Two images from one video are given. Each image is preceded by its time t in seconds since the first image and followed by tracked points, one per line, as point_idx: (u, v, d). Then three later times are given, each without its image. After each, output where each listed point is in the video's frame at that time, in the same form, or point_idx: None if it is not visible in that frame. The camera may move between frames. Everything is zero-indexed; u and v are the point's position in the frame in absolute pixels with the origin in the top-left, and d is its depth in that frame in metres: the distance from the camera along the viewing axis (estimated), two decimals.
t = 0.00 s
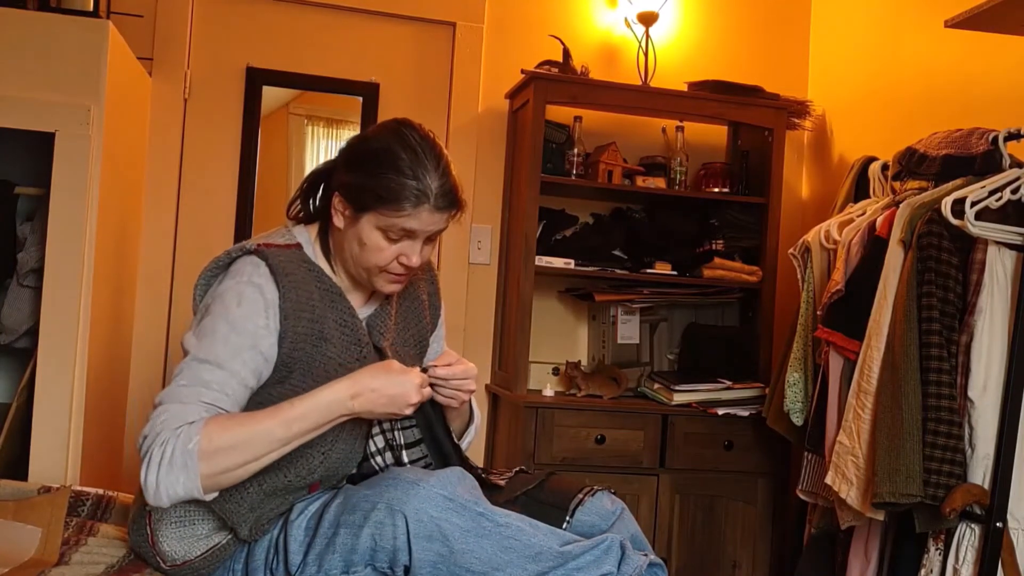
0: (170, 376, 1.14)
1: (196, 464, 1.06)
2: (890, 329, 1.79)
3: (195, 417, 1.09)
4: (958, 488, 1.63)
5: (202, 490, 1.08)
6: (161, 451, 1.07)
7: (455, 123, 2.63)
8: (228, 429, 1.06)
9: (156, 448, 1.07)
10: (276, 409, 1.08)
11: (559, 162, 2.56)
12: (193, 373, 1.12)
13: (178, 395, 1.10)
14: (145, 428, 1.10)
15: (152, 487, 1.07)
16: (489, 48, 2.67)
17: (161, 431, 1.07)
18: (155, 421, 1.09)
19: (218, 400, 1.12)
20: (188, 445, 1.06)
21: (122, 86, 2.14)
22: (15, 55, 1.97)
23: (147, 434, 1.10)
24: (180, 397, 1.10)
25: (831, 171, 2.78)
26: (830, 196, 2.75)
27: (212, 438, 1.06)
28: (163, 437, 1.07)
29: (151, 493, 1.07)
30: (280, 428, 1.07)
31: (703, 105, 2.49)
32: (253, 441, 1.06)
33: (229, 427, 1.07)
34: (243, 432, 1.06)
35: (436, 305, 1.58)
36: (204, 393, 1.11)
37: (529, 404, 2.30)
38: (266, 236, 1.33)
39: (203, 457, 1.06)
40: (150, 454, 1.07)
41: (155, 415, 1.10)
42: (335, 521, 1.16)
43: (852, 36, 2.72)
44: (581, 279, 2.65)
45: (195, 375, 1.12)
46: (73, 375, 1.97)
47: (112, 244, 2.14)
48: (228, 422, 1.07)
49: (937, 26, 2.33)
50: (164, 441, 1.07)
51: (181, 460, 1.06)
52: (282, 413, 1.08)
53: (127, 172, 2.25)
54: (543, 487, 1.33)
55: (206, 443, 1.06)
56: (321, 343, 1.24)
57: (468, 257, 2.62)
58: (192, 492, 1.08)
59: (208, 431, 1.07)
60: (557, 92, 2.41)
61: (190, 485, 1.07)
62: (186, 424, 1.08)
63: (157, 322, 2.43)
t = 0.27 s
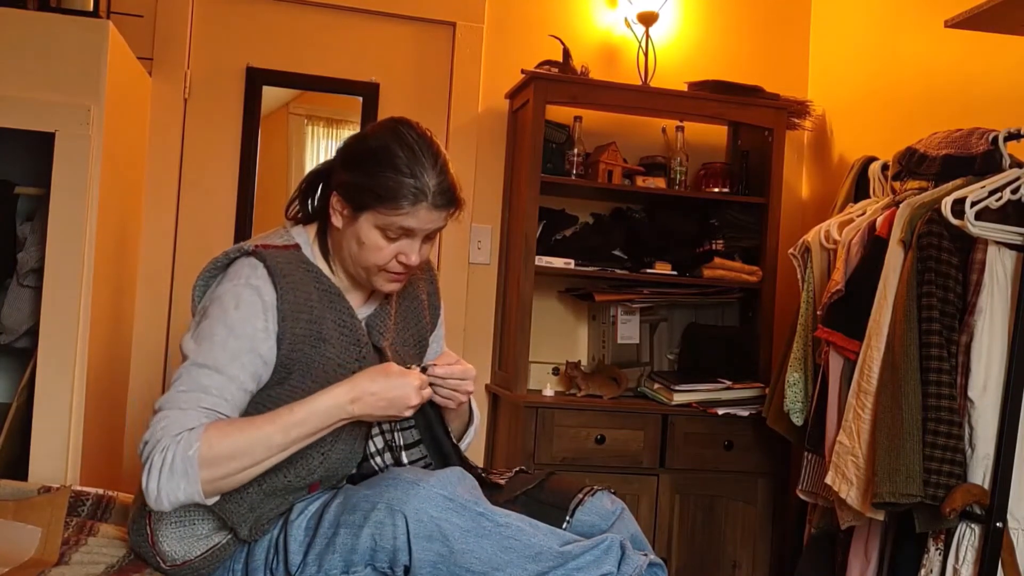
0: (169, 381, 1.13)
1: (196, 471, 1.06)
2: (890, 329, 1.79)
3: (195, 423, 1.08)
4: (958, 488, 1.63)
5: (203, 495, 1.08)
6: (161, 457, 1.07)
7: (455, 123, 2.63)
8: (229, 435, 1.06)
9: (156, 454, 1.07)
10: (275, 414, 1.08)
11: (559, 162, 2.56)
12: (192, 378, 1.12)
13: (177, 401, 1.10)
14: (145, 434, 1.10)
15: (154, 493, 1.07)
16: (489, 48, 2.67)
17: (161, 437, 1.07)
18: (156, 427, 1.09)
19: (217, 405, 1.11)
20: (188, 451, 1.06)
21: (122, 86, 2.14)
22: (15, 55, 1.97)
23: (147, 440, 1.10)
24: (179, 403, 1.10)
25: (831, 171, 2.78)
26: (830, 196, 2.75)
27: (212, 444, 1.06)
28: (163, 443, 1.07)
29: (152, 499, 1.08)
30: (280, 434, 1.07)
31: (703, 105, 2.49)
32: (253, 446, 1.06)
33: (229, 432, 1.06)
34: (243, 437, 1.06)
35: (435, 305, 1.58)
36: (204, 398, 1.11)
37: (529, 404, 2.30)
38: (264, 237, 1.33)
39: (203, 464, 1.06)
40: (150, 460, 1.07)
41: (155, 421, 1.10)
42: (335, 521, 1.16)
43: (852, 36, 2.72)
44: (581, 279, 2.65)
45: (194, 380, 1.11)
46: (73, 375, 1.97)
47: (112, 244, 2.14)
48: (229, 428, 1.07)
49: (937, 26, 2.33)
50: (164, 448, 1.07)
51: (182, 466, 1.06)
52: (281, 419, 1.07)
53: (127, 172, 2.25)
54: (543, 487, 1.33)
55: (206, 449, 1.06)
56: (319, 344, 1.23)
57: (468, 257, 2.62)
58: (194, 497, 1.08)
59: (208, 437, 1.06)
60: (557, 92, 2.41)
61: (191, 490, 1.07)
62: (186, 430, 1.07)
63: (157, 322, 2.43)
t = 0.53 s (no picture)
0: (169, 382, 1.13)
1: (197, 471, 1.06)
2: (890, 329, 1.79)
3: (195, 424, 1.08)
4: (958, 488, 1.63)
5: (206, 495, 1.08)
6: (163, 457, 1.06)
7: (455, 123, 2.63)
8: (231, 434, 1.06)
9: (158, 455, 1.07)
10: (275, 413, 1.08)
11: (559, 162, 2.56)
12: (192, 378, 1.11)
13: (177, 401, 1.10)
14: (146, 435, 1.10)
15: (156, 494, 1.07)
16: (489, 48, 2.67)
17: (163, 438, 1.07)
18: (157, 428, 1.09)
19: (218, 405, 1.11)
20: (189, 451, 1.06)
21: (122, 86, 2.14)
22: (15, 54, 1.96)
23: (148, 441, 1.10)
24: (180, 403, 1.10)
25: (831, 171, 2.78)
26: (830, 196, 2.75)
27: (213, 445, 1.06)
28: (164, 444, 1.07)
29: (154, 499, 1.07)
30: (280, 434, 1.07)
31: (703, 105, 2.49)
32: (255, 445, 1.06)
33: (231, 431, 1.06)
34: (244, 437, 1.06)
35: (435, 305, 1.58)
36: (204, 398, 1.10)
37: (529, 404, 2.30)
38: (263, 237, 1.33)
39: (203, 465, 1.06)
40: (152, 460, 1.07)
41: (156, 422, 1.10)
42: (335, 521, 1.16)
43: (852, 36, 2.72)
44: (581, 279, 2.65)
45: (195, 381, 1.11)
46: (73, 375, 1.97)
47: (112, 244, 2.14)
48: (230, 427, 1.07)
49: (937, 26, 2.33)
50: (166, 448, 1.07)
51: (183, 467, 1.06)
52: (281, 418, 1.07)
53: (127, 172, 2.25)
54: (543, 487, 1.33)
55: (207, 449, 1.06)
56: (318, 344, 1.23)
57: (468, 257, 2.62)
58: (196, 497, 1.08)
59: (209, 437, 1.06)
60: (557, 92, 2.41)
61: (193, 490, 1.07)
62: (187, 431, 1.07)
63: (157, 322, 2.43)
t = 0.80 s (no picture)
0: (173, 382, 1.13)
1: (207, 469, 1.06)
2: (890, 329, 1.79)
3: (202, 423, 1.08)
4: (958, 487, 1.63)
5: (218, 492, 1.09)
6: (172, 458, 1.06)
7: (455, 123, 2.63)
8: (237, 431, 1.06)
9: (168, 456, 1.07)
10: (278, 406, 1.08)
11: (559, 162, 2.56)
12: (196, 378, 1.11)
13: (183, 401, 1.10)
14: (154, 437, 1.10)
15: (169, 495, 1.07)
16: (489, 47, 2.67)
17: (171, 438, 1.07)
18: (165, 429, 1.09)
19: (223, 404, 1.11)
20: (198, 450, 1.06)
21: (122, 86, 2.14)
22: (15, 54, 1.96)
23: (157, 443, 1.10)
24: (185, 403, 1.10)
25: (831, 171, 2.78)
26: (830, 195, 2.75)
27: (220, 442, 1.06)
28: (173, 444, 1.07)
29: (167, 501, 1.08)
30: (285, 428, 1.07)
31: (703, 105, 2.49)
32: (262, 440, 1.06)
33: (238, 428, 1.07)
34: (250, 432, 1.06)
35: (434, 301, 1.58)
36: (210, 397, 1.10)
37: (529, 404, 2.30)
38: (260, 235, 1.33)
39: (214, 462, 1.06)
40: (162, 462, 1.07)
41: (163, 423, 1.10)
42: (335, 521, 1.16)
43: (852, 36, 2.72)
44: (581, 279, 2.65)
45: (199, 380, 1.11)
46: (73, 375, 1.97)
47: (112, 244, 2.14)
48: (235, 424, 1.07)
49: (937, 26, 2.33)
50: (175, 449, 1.07)
51: (193, 466, 1.06)
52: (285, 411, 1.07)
53: (127, 172, 2.25)
54: (543, 487, 1.34)
55: (216, 446, 1.06)
56: (317, 340, 1.23)
57: (468, 256, 2.62)
58: (208, 495, 1.08)
59: (217, 435, 1.06)
60: (557, 92, 2.41)
61: (205, 488, 1.07)
62: (194, 430, 1.07)
63: (156, 322, 2.43)
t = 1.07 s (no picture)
0: (179, 383, 1.13)
1: (223, 464, 1.06)
2: (890, 328, 1.79)
3: (211, 419, 1.08)
4: (958, 487, 1.63)
5: (235, 486, 1.08)
6: (186, 457, 1.05)
7: (455, 123, 2.63)
8: (248, 421, 1.06)
9: (181, 456, 1.06)
10: (283, 393, 1.08)
11: (560, 162, 2.56)
12: (202, 376, 1.11)
13: (191, 400, 1.09)
14: (166, 439, 1.09)
15: (187, 495, 1.06)
16: (489, 47, 2.67)
17: (183, 438, 1.06)
18: (176, 429, 1.07)
19: (231, 400, 1.11)
20: (211, 445, 1.05)
21: (122, 86, 2.14)
22: (15, 54, 1.96)
23: (169, 444, 1.08)
24: (194, 402, 1.09)
25: (831, 171, 2.78)
26: (830, 195, 2.75)
27: (232, 436, 1.05)
28: (186, 444, 1.06)
29: (186, 500, 1.06)
30: (292, 414, 1.07)
31: (703, 105, 2.49)
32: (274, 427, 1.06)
33: (249, 418, 1.06)
34: (261, 420, 1.06)
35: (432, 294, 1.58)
36: (218, 395, 1.10)
37: (529, 404, 2.30)
38: (256, 233, 1.33)
39: (228, 456, 1.05)
40: (177, 462, 1.06)
41: (173, 424, 1.09)
42: (335, 521, 1.16)
43: (852, 36, 2.72)
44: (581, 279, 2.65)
45: (205, 379, 1.11)
46: (73, 375, 1.97)
47: (112, 244, 2.14)
48: (245, 416, 1.07)
49: (937, 26, 2.33)
50: (188, 448, 1.06)
51: (208, 462, 1.05)
52: (291, 396, 1.07)
53: (127, 172, 2.25)
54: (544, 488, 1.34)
55: (228, 439, 1.05)
56: (317, 334, 1.23)
57: (468, 256, 2.62)
58: (226, 490, 1.07)
59: (227, 428, 1.06)
60: (557, 92, 2.41)
61: (223, 484, 1.07)
62: (205, 427, 1.07)
63: (156, 322, 2.43)
